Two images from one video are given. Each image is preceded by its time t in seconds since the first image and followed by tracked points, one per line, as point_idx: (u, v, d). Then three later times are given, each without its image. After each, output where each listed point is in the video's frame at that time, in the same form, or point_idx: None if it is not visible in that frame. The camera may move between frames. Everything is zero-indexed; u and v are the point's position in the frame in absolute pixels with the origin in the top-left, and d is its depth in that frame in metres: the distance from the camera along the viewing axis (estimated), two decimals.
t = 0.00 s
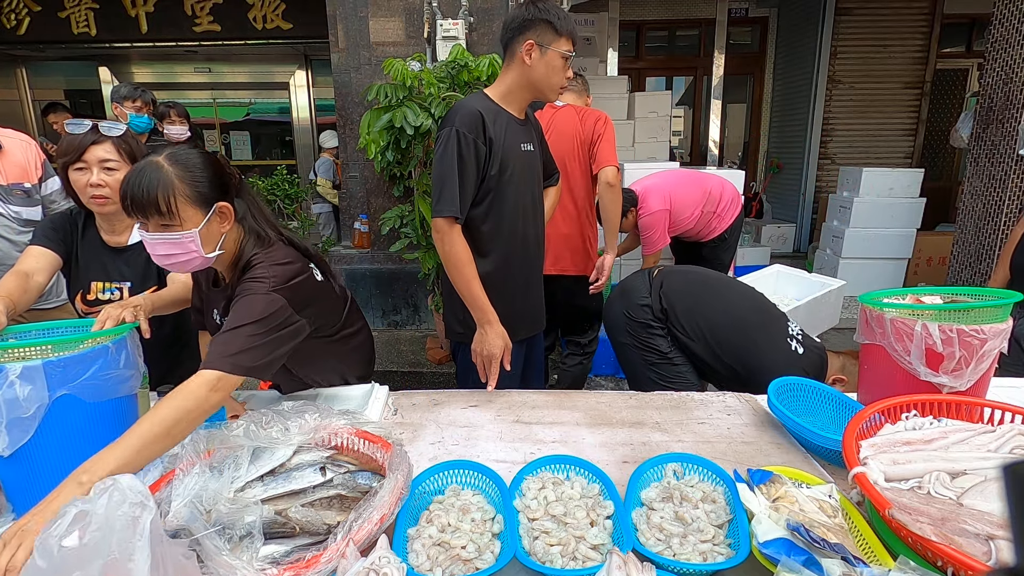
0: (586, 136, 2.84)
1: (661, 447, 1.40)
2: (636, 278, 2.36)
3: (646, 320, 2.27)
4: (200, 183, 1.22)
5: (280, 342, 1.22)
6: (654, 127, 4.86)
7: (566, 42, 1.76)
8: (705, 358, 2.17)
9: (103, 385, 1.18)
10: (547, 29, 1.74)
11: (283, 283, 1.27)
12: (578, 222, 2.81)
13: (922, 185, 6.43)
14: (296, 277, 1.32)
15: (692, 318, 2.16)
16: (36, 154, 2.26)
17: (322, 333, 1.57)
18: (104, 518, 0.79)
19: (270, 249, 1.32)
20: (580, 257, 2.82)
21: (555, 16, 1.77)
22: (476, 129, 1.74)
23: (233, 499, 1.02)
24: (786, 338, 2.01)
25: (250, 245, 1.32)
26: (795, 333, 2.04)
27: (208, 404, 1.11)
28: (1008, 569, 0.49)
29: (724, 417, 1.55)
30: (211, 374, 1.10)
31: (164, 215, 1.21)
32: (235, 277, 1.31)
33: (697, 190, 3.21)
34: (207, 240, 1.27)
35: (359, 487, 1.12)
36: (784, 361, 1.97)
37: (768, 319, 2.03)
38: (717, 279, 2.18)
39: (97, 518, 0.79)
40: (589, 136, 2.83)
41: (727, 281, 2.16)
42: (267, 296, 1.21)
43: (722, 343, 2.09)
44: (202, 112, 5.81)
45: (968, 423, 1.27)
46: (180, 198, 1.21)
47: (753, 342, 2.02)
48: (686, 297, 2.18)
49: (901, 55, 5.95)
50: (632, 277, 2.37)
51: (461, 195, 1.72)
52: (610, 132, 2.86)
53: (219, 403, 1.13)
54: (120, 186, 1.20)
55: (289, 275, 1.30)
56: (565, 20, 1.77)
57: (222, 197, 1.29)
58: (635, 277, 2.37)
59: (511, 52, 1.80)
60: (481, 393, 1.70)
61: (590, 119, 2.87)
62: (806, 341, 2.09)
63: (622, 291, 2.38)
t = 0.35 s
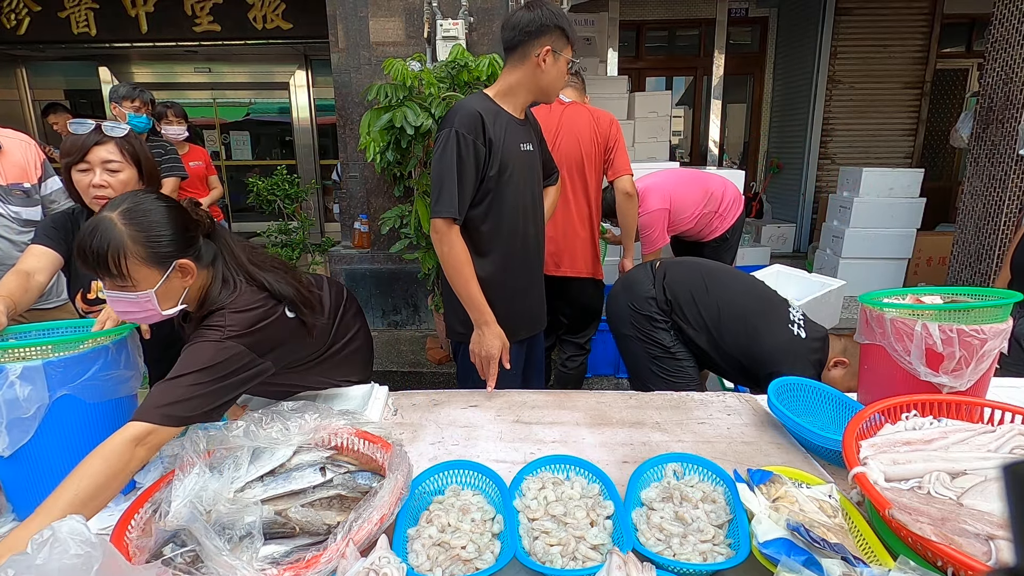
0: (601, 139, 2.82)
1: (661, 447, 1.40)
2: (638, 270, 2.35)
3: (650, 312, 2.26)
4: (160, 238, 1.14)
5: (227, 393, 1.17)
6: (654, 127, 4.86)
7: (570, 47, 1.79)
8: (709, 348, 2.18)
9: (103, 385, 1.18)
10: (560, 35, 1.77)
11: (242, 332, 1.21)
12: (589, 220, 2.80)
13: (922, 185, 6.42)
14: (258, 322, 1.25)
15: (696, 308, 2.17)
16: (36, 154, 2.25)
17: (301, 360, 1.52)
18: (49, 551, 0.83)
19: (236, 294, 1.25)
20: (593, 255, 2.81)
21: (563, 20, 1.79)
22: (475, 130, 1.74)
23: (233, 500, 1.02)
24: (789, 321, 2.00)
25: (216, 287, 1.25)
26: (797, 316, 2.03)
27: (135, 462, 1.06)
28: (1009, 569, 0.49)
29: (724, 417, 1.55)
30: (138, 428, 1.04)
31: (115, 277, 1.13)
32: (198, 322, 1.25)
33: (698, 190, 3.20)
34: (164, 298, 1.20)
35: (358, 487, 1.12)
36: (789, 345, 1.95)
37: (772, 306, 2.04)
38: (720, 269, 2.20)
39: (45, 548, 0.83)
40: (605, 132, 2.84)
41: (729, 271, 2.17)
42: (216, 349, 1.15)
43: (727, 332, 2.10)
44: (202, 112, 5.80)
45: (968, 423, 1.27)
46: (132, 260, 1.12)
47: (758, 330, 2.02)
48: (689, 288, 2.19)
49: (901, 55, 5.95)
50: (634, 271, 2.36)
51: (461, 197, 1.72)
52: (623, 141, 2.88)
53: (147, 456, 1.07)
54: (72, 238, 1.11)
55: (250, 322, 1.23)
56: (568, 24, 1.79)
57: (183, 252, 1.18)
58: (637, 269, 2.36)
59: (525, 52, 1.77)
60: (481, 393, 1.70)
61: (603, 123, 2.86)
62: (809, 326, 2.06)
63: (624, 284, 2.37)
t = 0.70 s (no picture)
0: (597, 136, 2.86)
1: (660, 447, 1.40)
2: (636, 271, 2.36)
3: (650, 314, 2.25)
4: (143, 253, 1.11)
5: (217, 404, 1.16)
6: (654, 126, 4.86)
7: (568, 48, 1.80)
8: (708, 348, 2.19)
9: (103, 386, 1.18)
10: (561, 34, 1.78)
11: (231, 344, 1.18)
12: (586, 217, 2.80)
13: (922, 185, 6.43)
14: (249, 334, 1.22)
15: (695, 309, 2.18)
16: (36, 154, 2.25)
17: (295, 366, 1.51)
18: (47, 552, 0.84)
19: (225, 305, 1.21)
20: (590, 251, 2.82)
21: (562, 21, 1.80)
22: (485, 129, 1.74)
23: (233, 499, 1.02)
24: (785, 322, 2.04)
25: (205, 295, 1.23)
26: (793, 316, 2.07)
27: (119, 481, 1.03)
28: (1009, 569, 0.49)
29: (724, 417, 1.55)
30: (124, 445, 1.02)
31: (98, 295, 1.10)
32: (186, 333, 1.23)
33: (701, 189, 3.21)
34: (150, 313, 1.17)
35: (358, 487, 1.12)
36: (787, 345, 2.00)
37: (769, 307, 2.08)
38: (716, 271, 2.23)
39: (43, 550, 0.84)
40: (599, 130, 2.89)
41: (726, 273, 2.20)
42: (204, 364, 1.13)
43: (726, 333, 2.11)
44: (202, 112, 5.80)
45: (968, 423, 1.27)
46: (115, 277, 1.09)
47: (756, 330, 2.05)
48: (688, 289, 2.20)
49: (901, 55, 5.95)
50: (634, 272, 2.35)
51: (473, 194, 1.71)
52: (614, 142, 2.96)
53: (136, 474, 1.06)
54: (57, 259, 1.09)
55: (240, 334, 1.20)
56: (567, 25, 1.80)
57: (169, 265, 1.16)
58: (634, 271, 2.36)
59: (529, 50, 1.77)
60: (481, 393, 1.70)
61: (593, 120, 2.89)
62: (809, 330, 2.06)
63: (623, 285, 2.36)
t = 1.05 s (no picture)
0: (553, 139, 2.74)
1: (660, 447, 1.40)
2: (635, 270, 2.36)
3: (651, 315, 2.24)
4: (149, 242, 1.10)
5: (210, 400, 1.16)
6: (654, 127, 4.86)
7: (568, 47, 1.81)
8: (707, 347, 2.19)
9: (103, 385, 1.18)
10: (560, 34, 1.79)
11: (234, 338, 1.18)
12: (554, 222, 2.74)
13: (922, 185, 6.43)
14: (252, 329, 1.22)
15: (695, 309, 2.18)
16: (38, 155, 2.25)
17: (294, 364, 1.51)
18: (45, 553, 0.88)
19: (230, 298, 1.21)
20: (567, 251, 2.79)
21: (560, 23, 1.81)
22: (493, 127, 1.75)
23: (233, 499, 1.02)
24: (785, 320, 2.06)
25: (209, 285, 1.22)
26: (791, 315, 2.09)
27: (105, 471, 1.04)
28: (1009, 570, 0.49)
29: (724, 417, 1.55)
30: (116, 437, 1.04)
31: (106, 280, 1.10)
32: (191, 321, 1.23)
33: (705, 189, 3.21)
34: (156, 300, 1.18)
35: (358, 487, 1.12)
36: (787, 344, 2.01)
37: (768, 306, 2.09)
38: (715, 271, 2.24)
39: (42, 550, 0.89)
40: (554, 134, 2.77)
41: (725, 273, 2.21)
42: (206, 359, 1.13)
43: (727, 333, 2.11)
44: (202, 112, 5.80)
45: (968, 423, 1.27)
46: (123, 262, 1.09)
47: (756, 330, 2.06)
48: (688, 288, 2.19)
49: (901, 55, 5.95)
50: (633, 272, 2.34)
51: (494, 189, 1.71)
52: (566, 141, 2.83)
53: (127, 466, 1.07)
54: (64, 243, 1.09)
55: (243, 329, 1.20)
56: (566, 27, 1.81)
57: (178, 253, 1.16)
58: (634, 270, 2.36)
59: (527, 49, 1.77)
60: (481, 394, 1.70)
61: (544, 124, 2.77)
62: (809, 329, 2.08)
63: (621, 285, 2.35)
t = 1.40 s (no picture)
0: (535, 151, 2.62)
1: (661, 447, 1.40)
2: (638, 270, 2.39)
3: (651, 312, 2.25)
4: (144, 237, 1.11)
5: (221, 391, 1.16)
6: (654, 127, 4.87)
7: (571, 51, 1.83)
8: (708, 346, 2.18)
9: (103, 386, 1.18)
10: (564, 37, 1.80)
11: (235, 331, 1.17)
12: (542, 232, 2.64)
13: (922, 185, 6.43)
14: (251, 322, 1.21)
15: (695, 307, 2.19)
16: (40, 155, 2.24)
17: (292, 361, 1.50)
18: (43, 555, 0.92)
19: (227, 292, 1.21)
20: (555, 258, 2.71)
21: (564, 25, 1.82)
22: (491, 128, 1.74)
23: (233, 499, 1.02)
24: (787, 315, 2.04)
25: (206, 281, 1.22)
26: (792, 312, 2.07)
27: (118, 466, 1.05)
28: (1009, 569, 0.49)
29: (724, 417, 1.55)
30: (130, 433, 1.05)
31: (101, 276, 1.10)
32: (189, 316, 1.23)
33: (709, 188, 3.22)
34: (150, 295, 1.18)
35: (358, 487, 1.12)
36: (786, 338, 1.97)
37: (768, 303, 2.08)
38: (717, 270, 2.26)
39: (40, 552, 0.92)
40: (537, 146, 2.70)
41: (727, 273, 2.23)
42: (208, 352, 1.13)
43: (727, 330, 2.11)
44: (202, 112, 5.80)
45: (968, 423, 1.27)
46: (116, 258, 1.09)
47: (755, 326, 2.05)
48: (690, 288, 2.21)
49: (901, 55, 5.95)
50: (635, 272, 2.37)
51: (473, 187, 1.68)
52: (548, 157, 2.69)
53: (141, 463, 1.07)
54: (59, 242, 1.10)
55: (242, 322, 1.19)
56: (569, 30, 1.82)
57: (172, 249, 1.17)
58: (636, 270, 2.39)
59: (532, 49, 1.77)
60: (481, 394, 1.70)
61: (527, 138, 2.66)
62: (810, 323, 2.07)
63: (623, 285, 2.38)
